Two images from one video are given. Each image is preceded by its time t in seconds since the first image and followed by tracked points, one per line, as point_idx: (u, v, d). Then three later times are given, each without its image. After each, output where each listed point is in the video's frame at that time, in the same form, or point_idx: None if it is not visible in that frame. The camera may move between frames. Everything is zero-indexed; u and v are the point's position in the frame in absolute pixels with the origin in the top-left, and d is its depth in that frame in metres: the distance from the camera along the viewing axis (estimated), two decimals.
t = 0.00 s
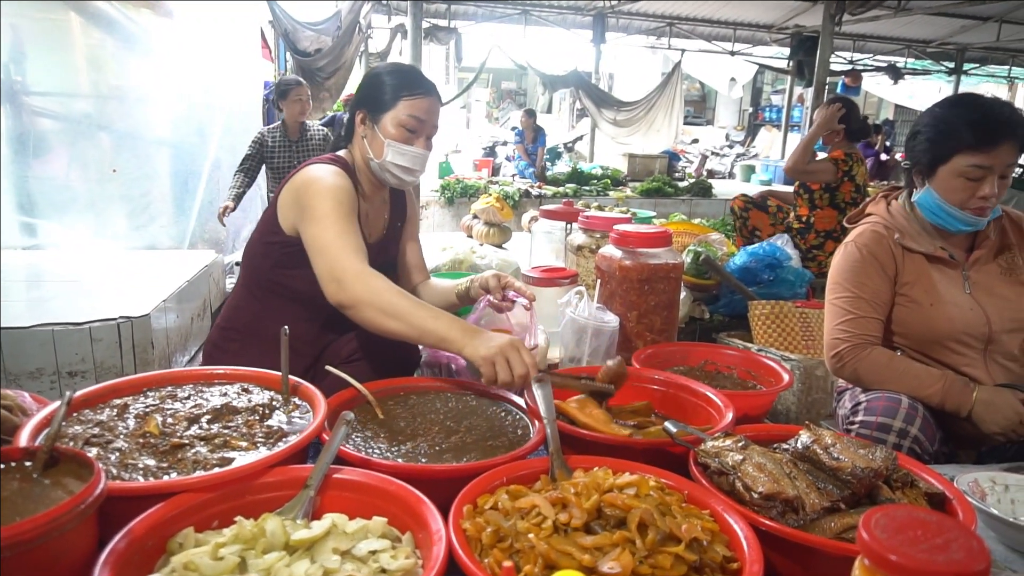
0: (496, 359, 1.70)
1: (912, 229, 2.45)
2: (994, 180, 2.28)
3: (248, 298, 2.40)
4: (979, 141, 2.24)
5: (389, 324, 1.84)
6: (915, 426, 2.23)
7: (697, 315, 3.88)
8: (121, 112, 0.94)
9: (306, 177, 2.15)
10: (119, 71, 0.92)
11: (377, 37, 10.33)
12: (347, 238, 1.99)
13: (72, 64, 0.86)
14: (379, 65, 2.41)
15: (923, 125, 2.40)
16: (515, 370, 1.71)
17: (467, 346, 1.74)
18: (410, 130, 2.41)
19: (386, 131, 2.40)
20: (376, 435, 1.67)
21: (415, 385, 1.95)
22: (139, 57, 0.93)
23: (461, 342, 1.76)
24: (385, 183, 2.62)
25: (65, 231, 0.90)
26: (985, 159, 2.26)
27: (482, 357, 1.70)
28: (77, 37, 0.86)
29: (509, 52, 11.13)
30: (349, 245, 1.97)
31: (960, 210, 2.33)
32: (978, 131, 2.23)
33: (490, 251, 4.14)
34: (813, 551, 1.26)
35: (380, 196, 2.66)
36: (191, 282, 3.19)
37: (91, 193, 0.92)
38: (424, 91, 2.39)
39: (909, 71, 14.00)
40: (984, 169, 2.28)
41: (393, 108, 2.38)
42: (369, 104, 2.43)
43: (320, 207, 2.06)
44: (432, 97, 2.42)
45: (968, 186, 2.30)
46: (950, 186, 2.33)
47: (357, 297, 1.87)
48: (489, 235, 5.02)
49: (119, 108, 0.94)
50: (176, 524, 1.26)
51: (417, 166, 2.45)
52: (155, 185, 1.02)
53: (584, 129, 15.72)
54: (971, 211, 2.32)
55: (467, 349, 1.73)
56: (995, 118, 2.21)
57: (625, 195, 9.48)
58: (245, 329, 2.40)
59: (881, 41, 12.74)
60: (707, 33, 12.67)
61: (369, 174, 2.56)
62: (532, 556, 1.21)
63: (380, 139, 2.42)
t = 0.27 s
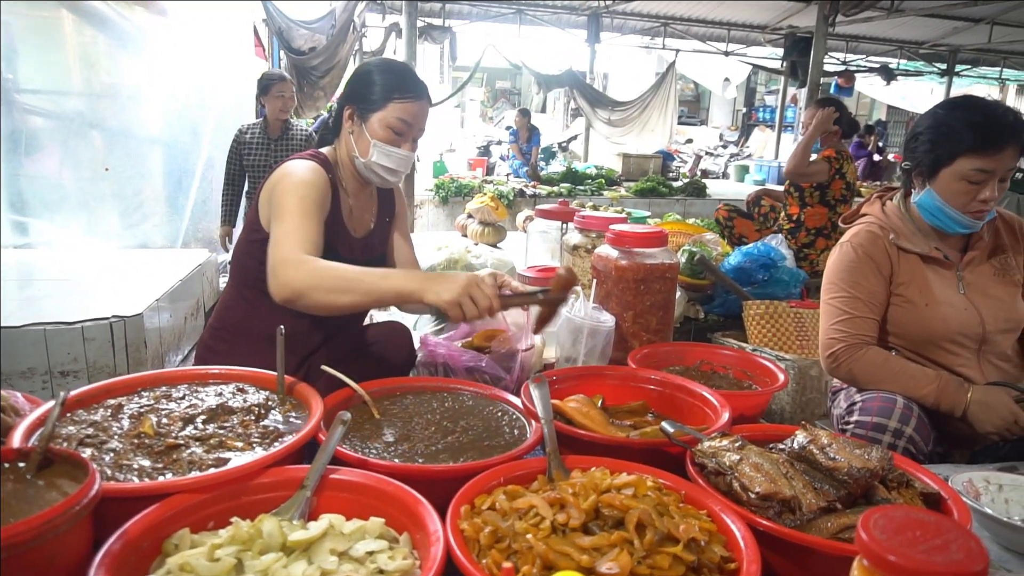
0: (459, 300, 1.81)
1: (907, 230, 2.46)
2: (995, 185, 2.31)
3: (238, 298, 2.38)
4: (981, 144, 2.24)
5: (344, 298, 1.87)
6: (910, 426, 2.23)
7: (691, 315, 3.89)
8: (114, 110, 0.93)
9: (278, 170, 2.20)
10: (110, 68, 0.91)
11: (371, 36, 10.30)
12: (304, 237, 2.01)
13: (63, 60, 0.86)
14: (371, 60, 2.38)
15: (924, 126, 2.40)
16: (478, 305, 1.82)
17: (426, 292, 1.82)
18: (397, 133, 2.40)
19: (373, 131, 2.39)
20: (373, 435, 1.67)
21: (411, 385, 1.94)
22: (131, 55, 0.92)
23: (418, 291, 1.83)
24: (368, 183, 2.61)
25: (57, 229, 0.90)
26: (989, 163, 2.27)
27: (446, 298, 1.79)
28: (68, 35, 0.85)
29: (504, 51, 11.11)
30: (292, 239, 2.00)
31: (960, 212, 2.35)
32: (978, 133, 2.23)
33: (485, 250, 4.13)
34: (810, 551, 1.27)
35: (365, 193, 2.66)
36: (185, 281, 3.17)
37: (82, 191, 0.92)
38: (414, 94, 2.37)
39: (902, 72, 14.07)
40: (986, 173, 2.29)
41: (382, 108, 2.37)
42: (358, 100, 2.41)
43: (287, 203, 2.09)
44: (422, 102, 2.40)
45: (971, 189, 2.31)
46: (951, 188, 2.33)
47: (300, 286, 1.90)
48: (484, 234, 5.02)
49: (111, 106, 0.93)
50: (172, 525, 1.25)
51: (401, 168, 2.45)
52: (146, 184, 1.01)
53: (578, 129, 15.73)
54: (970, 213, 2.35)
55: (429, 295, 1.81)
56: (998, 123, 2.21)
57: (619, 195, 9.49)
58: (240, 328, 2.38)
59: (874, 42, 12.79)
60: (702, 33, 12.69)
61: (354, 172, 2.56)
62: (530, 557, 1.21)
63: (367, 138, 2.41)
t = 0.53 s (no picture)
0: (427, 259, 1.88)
1: (907, 230, 2.46)
2: (994, 185, 2.30)
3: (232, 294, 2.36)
4: (981, 144, 2.24)
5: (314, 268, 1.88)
6: (908, 426, 2.24)
7: (689, 314, 3.89)
8: (109, 105, 0.93)
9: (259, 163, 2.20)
10: (106, 63, 0.91)
11: (369, 33, 10.27)
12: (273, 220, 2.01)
13: (58, 56, 0.86)
14: (365, 56, 2.38)
15: (924, 125, 2.40)
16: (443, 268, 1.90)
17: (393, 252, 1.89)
18: (391, 126, 2.39)
19: (367, 123, 2.38)
20: (371, 432, 1.66)
21: (409, 382, 1.94)
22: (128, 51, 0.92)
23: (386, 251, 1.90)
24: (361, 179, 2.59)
25: (51, 226, 0.88)
26: (988, 164, 2.27)
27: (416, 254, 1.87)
28: (64, 30, 0.85)
29: (502, 48, 11.09)
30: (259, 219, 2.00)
31: (959, 212, 2.35)
32: (979, 132, 2.23)
33: (483, 248, 4.13)
34: (808, 550, 1.27)
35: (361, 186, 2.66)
36: (182, 278, 3.16)
37: (78, 187, 0.91)
38: (408, 88, 2.35)
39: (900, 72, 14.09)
40: (986, 173, 2.29)
41: (376, 102, 2.36)
42: (351, 94, 2.41)
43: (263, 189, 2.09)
44: (417, 95, 2.39)
45: (970, 189, 2.31)
46: (951, 188, 2.34)
47: (266, 260, 1.89)
48: (481, 231, 5.01)
49: (107, 102, 0.92)
50: (169, 522, 1.25)
51: (393, 161, 2.44)
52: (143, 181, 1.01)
53: (576, 127, 15.72)
54: (969, 213, 2.35)
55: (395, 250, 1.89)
56: (998, 123, 2.21)
57: (617, 193, 9.48)
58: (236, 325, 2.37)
59: (872, 41, 12.80)
60: (700, 32, 12.68)
61: (347, 167, 2.54)
62: (529, 555, 1.21)
63: (360, 130, 2.41)
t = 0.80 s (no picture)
0: (431, 260, 1.87)
1: (912, 227, 2.45)
2: (1001, 183, 2.29)
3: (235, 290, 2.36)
4: (988, 140, 2.23)
5: (325, 259, 1.89)
6: (912, 423, 2.23)
7: (692, 311, 3.88)
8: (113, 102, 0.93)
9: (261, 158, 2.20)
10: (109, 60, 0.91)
11: (371, 30, 10.25)
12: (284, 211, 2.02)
13: (62, 52, 0.86)
14: (362, 51, 2.40)
15: (931, 122, 2.39)
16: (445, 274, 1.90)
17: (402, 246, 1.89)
18: (392, 115, 2.39)
19: (369, 115, 2.38)
20: (373, 430, 1.66)
21: (412, 379, 1.94)
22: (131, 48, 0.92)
23: (396, 244, 1.90)
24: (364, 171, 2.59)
25: (55, 223, 0.87)
26: (994, 161, 2.26)
27: (420, 258, 1.86)
28: (67, 25, 0.86)
29: (504, 45, 11.06)
30: (268, 211, 2.01)
31: (963, 209, 2.34)
32: (985, 129, 2.22)
33: (486, 245, 4.12)
34: (811, 548, 1.26)
35: (362, 182, 2.64)
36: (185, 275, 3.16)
37: (82, 184, 0.90)
38: (407, 76, 2.36)
39: (904, 68, 14.03)
40: (994, 171, 2.28)
41: (377, 91, 2.36)
42: (351, 88, 2.41)
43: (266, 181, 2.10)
44: (416, 83, 2.40)
45: (977, 187, 2.30)
46: (957, 185, 2.32)
47: (278, 251, 1.90)
48: (484, 229, 5.00)
49: (111, 98, 0.92)
50: (171, 519, 1.25)
51: (398, 151, 2.42)
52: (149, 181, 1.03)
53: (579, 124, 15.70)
54: (975, 211, 2.34)
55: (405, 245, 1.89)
56: (1005, 120, 2.19)
57: (620, 190, 9.46)
58: (239, 321, 2.37)
59: (877, 37, 12.75)
60: (704, 28, 12.64)
61: (349, 160, 2.53)
62: (530, 553, 1.20)
63: (362, 122, 2.39)
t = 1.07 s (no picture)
0: (468, 255, 1.77)
1: (915, 225, 2.44)
2: (1006, 183, 2.29)
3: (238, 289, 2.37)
4: (993, 140, 2.21)
5: (355, 250, 1.78)
6: (914, 423, 2.22)
7: (694, 310, 3.88)
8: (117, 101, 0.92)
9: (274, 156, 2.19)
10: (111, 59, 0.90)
11: (373, 28, 10.25)
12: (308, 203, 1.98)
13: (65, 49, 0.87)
14: (369, 53, 2.38)
15: (936, 121, 2.38)
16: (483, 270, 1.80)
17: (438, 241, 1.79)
18: (404, 115, 2.39)
19: (381, 115, 2.38)
20: (374, 429, 1.66)
21: (413, 379, 1.93)
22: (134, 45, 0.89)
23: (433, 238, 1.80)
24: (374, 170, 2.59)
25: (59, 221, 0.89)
26: (1000, 162, 2.24)
27: (456, 249, 1.77)
28: (70, 23, 0.86)
29: (507, 44, 11.05)
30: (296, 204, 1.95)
31: (967, 208, 2.33)
32: (990, 128, 2.20)
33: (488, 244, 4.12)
34: (813, 549, 1.26)
35: (370, 183, 2.64)
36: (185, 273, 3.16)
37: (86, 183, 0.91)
38: (417, 77, 2.36)
39: (907, 66, 14.00)
40: (999, 171, 2.26)
41: (386, 93, 2.35)
42: (361, 89, 2.40)
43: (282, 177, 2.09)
44: (426, 84, 2.40)
45: (981, 186, 2.29)
46: (961, 184, 2.31)
47: (309, 239, 1.81)
48: (486, 228, 5.00)
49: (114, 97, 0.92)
50: (171, 518, 1.25)
51: (411, 151, 2.42)
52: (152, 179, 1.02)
53: (581, 123, 15.68)
54: (977, 211, 2.33)
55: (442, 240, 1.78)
56: (1011, 119, 2.18)
57: (622, 189, 9.45)
58: (239, 320, 2.37)
59: (880, 36, 12.71)
60: (706, 27, 12.61)
61: (360, 160, 2.54)
62: (530, 553, 1.20)
63: (375, 122, 2.39)
